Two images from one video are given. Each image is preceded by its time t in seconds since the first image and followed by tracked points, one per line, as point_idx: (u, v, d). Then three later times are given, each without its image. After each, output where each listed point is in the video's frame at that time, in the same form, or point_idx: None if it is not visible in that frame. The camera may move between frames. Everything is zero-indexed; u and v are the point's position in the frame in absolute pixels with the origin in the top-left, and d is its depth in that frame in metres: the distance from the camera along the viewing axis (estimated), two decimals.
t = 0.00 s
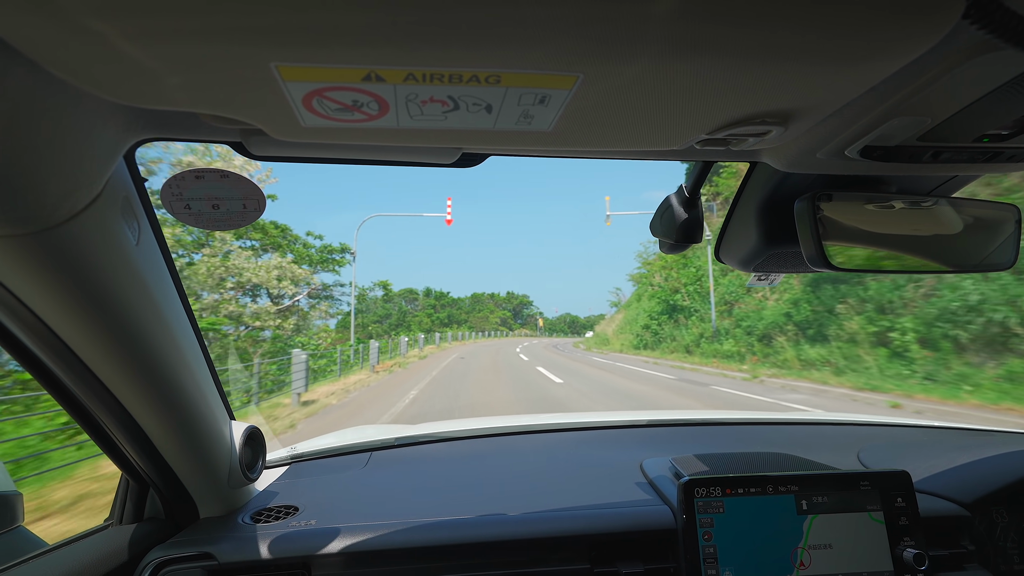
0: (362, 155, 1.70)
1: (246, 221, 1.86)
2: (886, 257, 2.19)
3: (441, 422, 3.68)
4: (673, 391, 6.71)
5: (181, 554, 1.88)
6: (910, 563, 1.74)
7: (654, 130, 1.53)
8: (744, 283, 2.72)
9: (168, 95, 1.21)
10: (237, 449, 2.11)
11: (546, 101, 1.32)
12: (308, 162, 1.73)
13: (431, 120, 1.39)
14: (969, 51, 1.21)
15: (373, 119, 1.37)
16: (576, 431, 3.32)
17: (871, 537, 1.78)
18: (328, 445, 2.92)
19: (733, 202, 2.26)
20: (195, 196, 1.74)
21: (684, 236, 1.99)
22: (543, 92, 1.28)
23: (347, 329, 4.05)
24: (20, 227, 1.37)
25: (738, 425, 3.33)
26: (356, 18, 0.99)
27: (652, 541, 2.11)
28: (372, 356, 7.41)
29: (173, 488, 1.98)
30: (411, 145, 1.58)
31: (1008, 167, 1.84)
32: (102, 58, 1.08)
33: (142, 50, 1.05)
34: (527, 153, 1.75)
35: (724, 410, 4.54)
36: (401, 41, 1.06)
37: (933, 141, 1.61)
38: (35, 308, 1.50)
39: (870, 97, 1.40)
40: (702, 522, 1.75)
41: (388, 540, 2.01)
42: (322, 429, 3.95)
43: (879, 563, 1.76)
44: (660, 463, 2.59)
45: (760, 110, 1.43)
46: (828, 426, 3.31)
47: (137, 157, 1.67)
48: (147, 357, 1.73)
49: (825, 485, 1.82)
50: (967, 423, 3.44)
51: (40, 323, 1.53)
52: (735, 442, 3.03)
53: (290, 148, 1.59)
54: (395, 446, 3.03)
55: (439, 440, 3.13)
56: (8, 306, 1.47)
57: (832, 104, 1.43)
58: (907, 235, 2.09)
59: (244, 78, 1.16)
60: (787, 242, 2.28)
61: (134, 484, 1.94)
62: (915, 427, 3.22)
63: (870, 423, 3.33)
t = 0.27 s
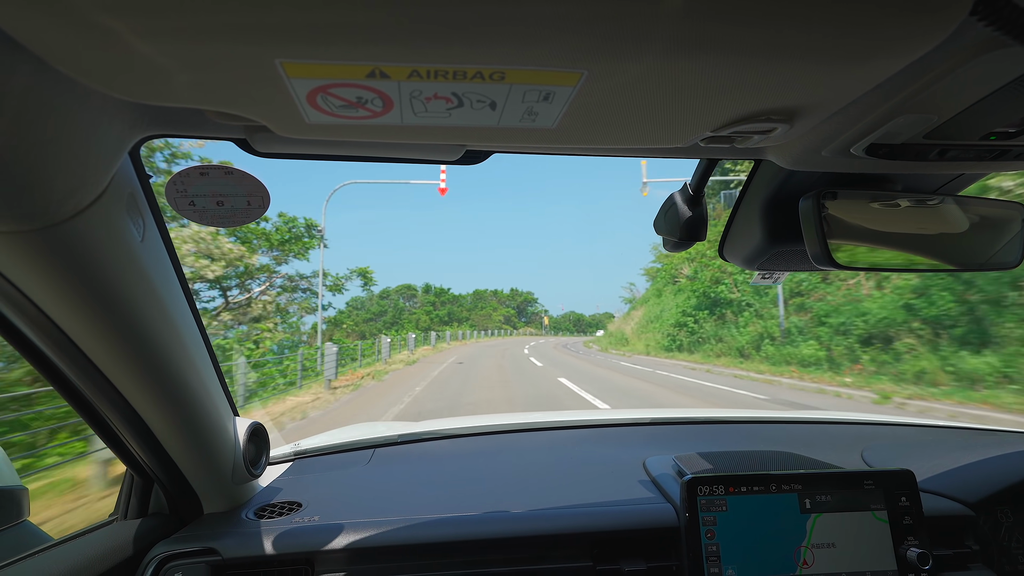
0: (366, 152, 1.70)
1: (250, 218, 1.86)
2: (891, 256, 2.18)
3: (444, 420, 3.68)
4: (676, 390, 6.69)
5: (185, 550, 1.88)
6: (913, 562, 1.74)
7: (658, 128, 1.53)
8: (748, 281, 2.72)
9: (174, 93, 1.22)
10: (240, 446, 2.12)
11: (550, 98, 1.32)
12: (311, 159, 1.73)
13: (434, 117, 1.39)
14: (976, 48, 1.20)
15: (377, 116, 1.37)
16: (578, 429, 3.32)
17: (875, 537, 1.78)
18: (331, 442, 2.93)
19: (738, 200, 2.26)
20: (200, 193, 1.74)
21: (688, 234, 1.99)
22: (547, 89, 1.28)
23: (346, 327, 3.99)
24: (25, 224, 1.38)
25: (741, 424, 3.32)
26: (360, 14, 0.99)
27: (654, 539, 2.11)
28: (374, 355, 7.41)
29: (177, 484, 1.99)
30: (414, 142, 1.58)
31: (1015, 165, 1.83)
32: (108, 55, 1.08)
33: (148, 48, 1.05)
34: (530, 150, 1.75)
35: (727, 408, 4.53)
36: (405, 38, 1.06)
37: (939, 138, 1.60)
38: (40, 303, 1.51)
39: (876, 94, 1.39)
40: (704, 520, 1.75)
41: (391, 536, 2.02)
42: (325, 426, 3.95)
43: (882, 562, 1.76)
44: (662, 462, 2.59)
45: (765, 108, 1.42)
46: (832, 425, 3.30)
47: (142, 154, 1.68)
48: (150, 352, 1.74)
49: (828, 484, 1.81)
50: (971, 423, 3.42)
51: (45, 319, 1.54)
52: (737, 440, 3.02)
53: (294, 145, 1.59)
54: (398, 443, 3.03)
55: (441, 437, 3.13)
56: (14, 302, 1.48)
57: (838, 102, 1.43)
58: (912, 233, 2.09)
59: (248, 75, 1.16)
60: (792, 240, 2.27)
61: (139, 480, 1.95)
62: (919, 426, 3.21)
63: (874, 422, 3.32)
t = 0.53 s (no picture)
0: (369, 152, 1.70)
1: (253, 217, 1.87)
2: (893, 257, 2.18)
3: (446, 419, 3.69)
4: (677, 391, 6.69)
5: (186, 548, 1.88)
6: (915, 564, 1.74)
7: (660, 128, 1.53)
8: (750, 282, 2.72)
9: (177, 92, 1.22)
10: (242, 445, 2.12)
11: (552, 98, 1.32)
12: (314, 158, 1.73)
13: (437, 117, 1.39)
14: (980, 49, 1.20)
15: (380, 115, 1.37)
16: (579, 429, 3.32)
17: (877, 538, 1.77)
18: (333, 441, 2.93)
19: (740, 201, 2.26)
20: (202, 192, 1.74)
21: (690, 234, 1.98)
22: (550, 89, 1.28)
23: (342, 324, 3.94)
24: (28, 222, 1.38)
25: (742, 424, 3.32)
26: (363, 13, 0.98)
27: (655, 540, 2.11)
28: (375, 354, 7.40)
29: (178, 483, 1.99)
30: (417, 142, 1.58)
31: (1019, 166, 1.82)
32: (112, 55, 1.08)
33: (152, 47, 1.05)
34: (533, 150, 1.75)
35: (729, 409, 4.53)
36: (408, 37, 1.06)
37: (943, 139, 1.59)
38: (42, 300, 1.51)
39: (880, 95, 1.38)
40: (706, 521, 1.75)
41: (392, 536, 2.02)
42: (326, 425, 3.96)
43: (884, 564, 1.76)
44: (664, 462, 2.58)
45: (768, 108, 1.42)
46: (833, 425, 3.30)
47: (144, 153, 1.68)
48: (151, 350, 1.73)
49: (830, 485, 1.81)
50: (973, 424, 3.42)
51: (47, 316, 1.54)
52: (739, 441, 3.02)
53: (296, 145, 1.59)
54: (399, 442, 3.03)
55: (442, 437, 3.13)
56: (16, 300, 1.48)
57: (841, 103, 1.42)
58: (916, 234, 2.09)
59: (251, 74, 1.16)
60: (793, 241, 2.27)
61: (140, 478, 1.95)
62: (922, 427, 3.21)
63: (875, 424, 3.31)
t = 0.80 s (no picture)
0: (370, 150, 1.70)
1: (254, 215, 1.87)
2: (894, 256, 2.17)
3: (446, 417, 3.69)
4: (678, 390, 6.68)
5: (187, 544, 1.89)
6: (915, 563, 1.73)
7: (661, 126, 1.53)
8: (752, 281, 2.71)
9: (178, 90, 1.22)
10: (243, 441, 2.13)
11: (553, 95, 1.32)
12: (315, 156, 1.73)
13: (437, 114, 1.39)
14: (983, 47, 1.19)
15: (380, 112, 1.37)
16: (580, 428, 3.32)
17: (877, 538, 1.77)
18: (334, 438, 2.94)
19: (741, 200, 2.25)
20: (203, 189, 1.74)
21: (691, 233, 1.98)
22: (550, 87, 1.28)
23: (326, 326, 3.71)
24: (29, 219, 1.38)
25: (743, 423, 3.32)
26: (363, 10, 0.98)
27: (655, 538, 2.11)
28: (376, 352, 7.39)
29: (179, 479, 2.00)
30: (418, 140, 1.58)
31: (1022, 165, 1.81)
32: (114, 52, 1.09)
33: (153, 44, 1.05)
34: (533, 148, 1.75)
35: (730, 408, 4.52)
36: (408, 34, 1.05)
37: (945, 138, 1.59)
38: (43, 297, 1.51)
39: (882, 93, 1.38)
40: (705, 519, 1.75)
41: (392, 532, 2.03)
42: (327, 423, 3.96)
43: (884, 564, 1.75)
44: (665, 461, 2.58)
45: (770, 107, 1.42)
46: (834, 425, 3.29)
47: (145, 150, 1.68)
48: (150, 345, 1.73)
49: (829, 484, 1.81)
50: (974, 424, 3.41)
51: (46, 311, 1.54)
52: (739, 440, 3.02)
53: (297, 142, 1.59)
54: (400, 440, 3.04)
55: (443, 435, 3.13)
56: (17, 296, 1.48)
57: (843, 101, 1.42)
58: (917, 233, 2.08)
59: (252, 71, 1.16)
60: (795, 240, 2.26)
61: (141, 474, 1.96)
62: (923, 427, 3.20)
63: (876, 423, 3.31)
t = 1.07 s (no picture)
0: (371, 150, 1.70)
1: (256, 215, 1.87)
2: (896, 257, 2.17)
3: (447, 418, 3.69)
4: (679, 391, 6.66)
5: (189, 543, 1.90)
6: (917, 566, 1.73)
7: (662, 127, 1.53)
8: (753, 282, 2.71)
9: (180, 90, 1.23)
10: (244, 441, 2.13)
11: (554, 96, 1.32)
12: (316, 156, 1.74)
13: (438, 115, 1.39)
14: (985, 49, 1.19)
15: (382, 113, 1.37)
16: (580, 429, 3.31)
17: (878, 540, 1.77)
18: (335, 438, 2.94)
19: (741, 201, 2.25)
20: (205, 189, 1.75)
21: (692, 234, 1.98)
22: (551, 88, 1.28)
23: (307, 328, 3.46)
24: (32, 219, 1.39)
25: (744, 425, 3.32)
26: (364, 11, 0.99)
27: (656, 540, 2.11)
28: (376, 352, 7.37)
29: (180, 478, 2.00)
30: (419, 140, 1.58)
31: None
32: (116, 53, 1.09)
33: (156, 46, 1.06)
34: (535, 149, 1.75)
35: (731, 409, 4.52)
36: (409, 35, 1.06)
37: (946, 139, 1.58)
38: (44, 296, 1.52)
39: (883, 94, 1.38)
40: (706, 520, 1.75)
41: (392, 533, 2.03)
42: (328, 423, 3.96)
43: (884, 566, 1.75)
44: (666, 462, 2.58)
45: (771, 108, 1.42)
46: (835, 426, 3.29)
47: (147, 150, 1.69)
48: (150, 343, 1.73)
49: (830, 486, 1.80)
50: (976, 426, 3.40)
51: (46, 309, 1.54)
52: (740, 441, 3.01)
53: (298, 143, 1.60)
54: (400, 440, 3.04)
55: (443, 435, 3.13)
56: (19, 296, 1.49)
57: (844, 102, 1.42)
58: (920, 235, 2.08)
59: (253, 71, 1.16)
60: (796, 241, 2.26)
61: (143, 473, 1.96)
62: (925, 429, 3.19)
63: (878, 425, 3.30)
